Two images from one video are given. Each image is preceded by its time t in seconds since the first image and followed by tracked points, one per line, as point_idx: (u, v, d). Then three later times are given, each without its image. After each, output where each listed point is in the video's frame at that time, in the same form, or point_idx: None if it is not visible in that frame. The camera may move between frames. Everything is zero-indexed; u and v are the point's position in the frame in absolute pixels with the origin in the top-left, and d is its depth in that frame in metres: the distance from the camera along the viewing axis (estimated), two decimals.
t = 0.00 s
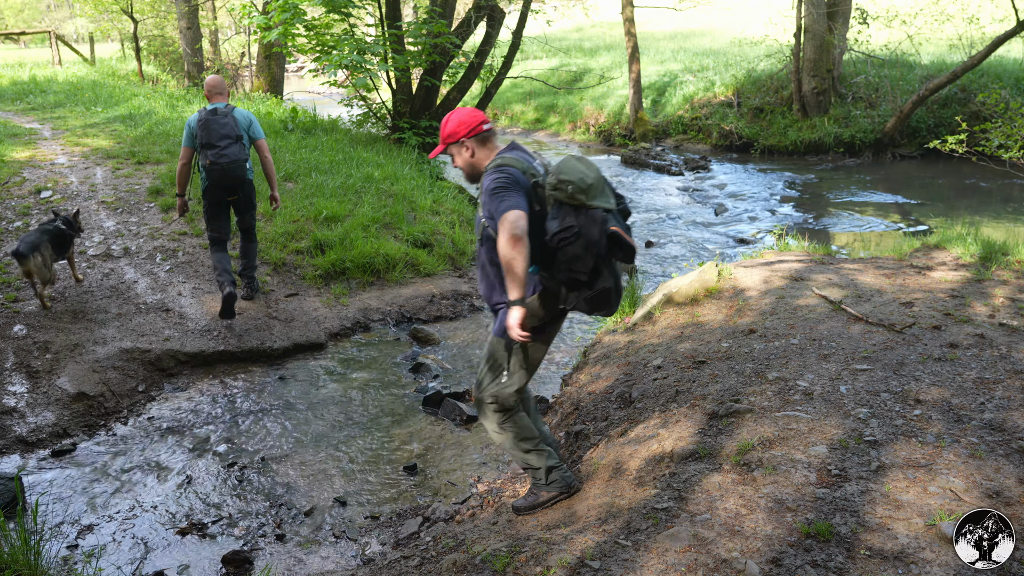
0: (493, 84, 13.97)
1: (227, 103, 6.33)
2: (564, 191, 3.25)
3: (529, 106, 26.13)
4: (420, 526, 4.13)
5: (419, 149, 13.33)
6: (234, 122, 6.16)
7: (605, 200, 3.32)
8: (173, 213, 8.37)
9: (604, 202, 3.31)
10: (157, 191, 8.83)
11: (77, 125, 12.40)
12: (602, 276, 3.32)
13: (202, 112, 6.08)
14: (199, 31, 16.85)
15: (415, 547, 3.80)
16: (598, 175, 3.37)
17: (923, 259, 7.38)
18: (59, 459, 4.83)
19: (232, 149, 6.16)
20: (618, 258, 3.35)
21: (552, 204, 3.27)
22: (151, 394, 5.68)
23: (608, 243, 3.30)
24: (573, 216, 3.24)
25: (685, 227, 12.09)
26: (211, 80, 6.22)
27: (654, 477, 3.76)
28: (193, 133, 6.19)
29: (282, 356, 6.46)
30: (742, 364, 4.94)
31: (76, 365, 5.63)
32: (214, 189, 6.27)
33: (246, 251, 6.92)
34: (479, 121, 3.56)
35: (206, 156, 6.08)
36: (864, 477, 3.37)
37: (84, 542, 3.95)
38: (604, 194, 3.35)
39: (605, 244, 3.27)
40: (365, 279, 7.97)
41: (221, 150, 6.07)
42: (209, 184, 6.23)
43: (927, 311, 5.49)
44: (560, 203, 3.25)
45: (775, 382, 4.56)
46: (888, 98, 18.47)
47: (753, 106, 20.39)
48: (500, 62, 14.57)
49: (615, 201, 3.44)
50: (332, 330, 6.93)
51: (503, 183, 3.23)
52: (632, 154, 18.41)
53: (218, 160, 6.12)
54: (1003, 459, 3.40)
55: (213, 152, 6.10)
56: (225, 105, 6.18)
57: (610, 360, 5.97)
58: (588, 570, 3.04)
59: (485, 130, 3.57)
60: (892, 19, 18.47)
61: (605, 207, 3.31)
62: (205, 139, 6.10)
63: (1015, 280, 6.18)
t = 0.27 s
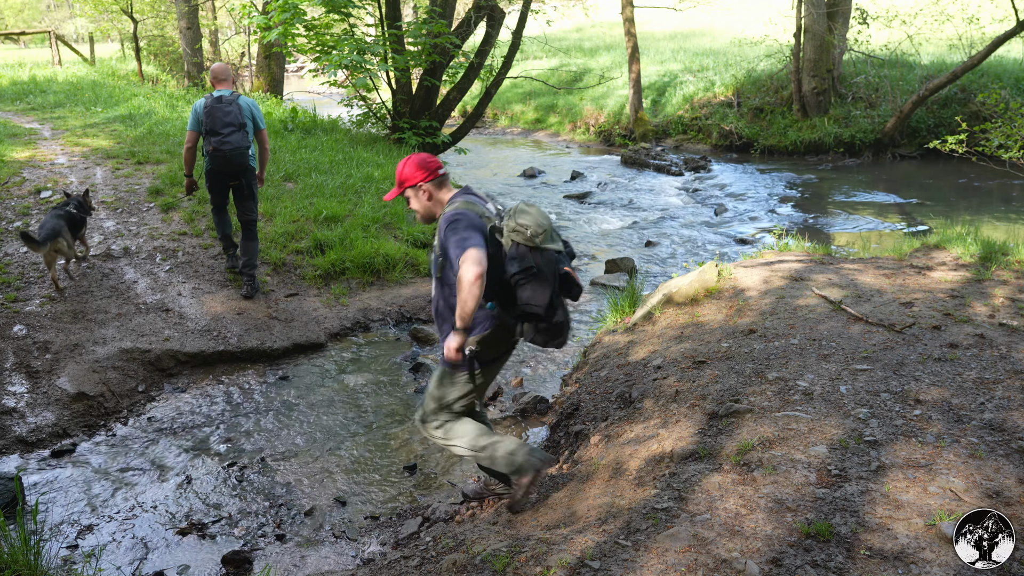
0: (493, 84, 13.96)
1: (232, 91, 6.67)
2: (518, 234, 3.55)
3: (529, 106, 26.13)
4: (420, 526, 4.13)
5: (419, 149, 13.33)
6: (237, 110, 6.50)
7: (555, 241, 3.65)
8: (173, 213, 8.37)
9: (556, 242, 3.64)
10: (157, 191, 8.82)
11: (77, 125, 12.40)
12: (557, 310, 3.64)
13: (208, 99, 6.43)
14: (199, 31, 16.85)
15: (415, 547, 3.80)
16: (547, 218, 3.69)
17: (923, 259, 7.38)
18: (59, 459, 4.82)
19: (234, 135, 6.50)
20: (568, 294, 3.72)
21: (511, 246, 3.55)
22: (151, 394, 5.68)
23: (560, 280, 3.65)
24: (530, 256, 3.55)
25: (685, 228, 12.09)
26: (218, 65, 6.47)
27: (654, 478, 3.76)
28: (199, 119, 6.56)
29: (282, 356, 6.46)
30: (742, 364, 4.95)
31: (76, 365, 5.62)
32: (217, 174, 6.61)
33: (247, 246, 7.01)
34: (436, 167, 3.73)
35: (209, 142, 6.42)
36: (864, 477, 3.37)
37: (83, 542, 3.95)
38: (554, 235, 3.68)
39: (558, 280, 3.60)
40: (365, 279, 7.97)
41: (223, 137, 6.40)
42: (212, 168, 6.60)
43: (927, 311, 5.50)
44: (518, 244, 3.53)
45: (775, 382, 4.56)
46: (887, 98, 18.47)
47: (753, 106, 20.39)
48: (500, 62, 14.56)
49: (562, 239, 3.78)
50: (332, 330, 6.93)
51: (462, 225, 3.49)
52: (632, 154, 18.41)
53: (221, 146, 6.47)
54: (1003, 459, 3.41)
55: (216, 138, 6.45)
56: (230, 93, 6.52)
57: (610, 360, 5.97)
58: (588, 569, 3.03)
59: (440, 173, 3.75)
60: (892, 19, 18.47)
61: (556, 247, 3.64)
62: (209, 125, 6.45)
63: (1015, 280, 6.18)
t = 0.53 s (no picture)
0: (493, 84, 13.96)
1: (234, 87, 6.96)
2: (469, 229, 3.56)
3: (529, 106, 26.14)
4: (420, 526, 4.13)
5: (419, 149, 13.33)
6: (235, 103, 6.77)
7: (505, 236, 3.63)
8: (173, 213, 8.37)
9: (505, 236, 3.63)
10: (157, 191, 8.83)
11: (77, 125, 12.40)
12: (508, 302, 3.58)
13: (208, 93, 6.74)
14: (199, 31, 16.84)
15: (415, 547, 3.80)
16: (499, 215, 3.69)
17: (923, 259, 7.38)
18: (59, 460, 4.82)
19: (233, 127, 6.75)
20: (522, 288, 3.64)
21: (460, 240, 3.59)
22: (150, 394, 5.68)
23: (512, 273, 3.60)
24: (481, 249, 3.55)
25: (685, 228, 12.10)
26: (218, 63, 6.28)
27: (654, 478, 3.76)
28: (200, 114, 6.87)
29: (282, 356, 6.47)
30: (742, 365, 4.95)
31: (76, 366, 5.62)
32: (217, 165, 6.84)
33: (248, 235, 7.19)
34: (386, 172, 3.75)
35: (207, 132, 6.67)
36: (864, 477, 3.37)
37: (83, 542, 3.95)
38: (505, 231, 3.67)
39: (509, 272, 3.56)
40: (365, 279, 7.97)
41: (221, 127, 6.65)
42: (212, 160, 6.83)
43: (927, 312, 5.49)
44: (469, 239, 3.55)
45: (775, 382, 4.56)
46: (887, 98, 18.47)
47: (753, 106, 20.40)
48: (500, 62, 14.55)
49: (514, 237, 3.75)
50: (332, 330, 6.93)
51: (414, 229, 3.50)
52: (632, 154, 18.42)
53: (219, 137, 6.70)
54: (1003, 459, 3.41)
55: (214, 129, 6.71)
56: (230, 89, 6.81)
57: (610, 360, 5.97)
58: (588, 570, 3.03)
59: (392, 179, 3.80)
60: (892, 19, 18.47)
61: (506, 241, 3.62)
62: (208, 118, 6.73)
63: (1014, 280, 6.18)
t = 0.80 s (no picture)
0: (493, 84, 13.96)
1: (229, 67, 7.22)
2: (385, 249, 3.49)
3: (529, 106, 26.15)
4: (420, 526, 4.13)
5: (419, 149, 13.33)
6: (233, 81, 7.02)
7: (424, 257, 3.55)
8: (173, 213, 8.36)
9: (424, 257, 3.55)
10: (157, 191, 8.83)
11: (77, 125, 12.40)
12: (419, 324, 3.60)
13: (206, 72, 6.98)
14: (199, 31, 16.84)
15: (415, 546, 3.80)
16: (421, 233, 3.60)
17: (923, 259, 7.39)
18: (59, 460, 4.82)
19: (232, 103, 6.99)
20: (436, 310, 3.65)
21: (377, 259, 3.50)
22: (150, 395, 5.68)
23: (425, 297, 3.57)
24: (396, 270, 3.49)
25: (685, 228, 12.11)
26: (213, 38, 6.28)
27: (654, 478, 3.76)
28: (199, 94, 7.10)
29: (282, 356, 6.47)
30: (742, 365, 4.95)
31: (76, 366, 5.62)
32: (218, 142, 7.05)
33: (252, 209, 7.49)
34: (319, 178, 3.82)
35: (208, 110, 6.90)
36: (864, 477, 3.37)
37: (83, 542, 3.95)
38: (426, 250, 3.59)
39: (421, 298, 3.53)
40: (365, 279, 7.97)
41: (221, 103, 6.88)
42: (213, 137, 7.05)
43: (927, 312, 5.50)
44: (385, 259, 3.46)
45: (775, 382, 4.56)
46: (887, 98, 18.47)
47: (753, 106, 20.40)
48: (499, 62, 14.54)
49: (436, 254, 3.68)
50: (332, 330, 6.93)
51: (333, 242, 3.47)
52: (632, 154, 18.42)
53: (219, 114, 6.94)
54: (1003, 459, 3.41)
55: (214, 107, 6.94)
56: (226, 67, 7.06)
57: (610, 360, 5.97)
58: (588, 570, 3.03)
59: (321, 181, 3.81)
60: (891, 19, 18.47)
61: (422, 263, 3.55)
62: (208, 96, 6.97)
63: (1014, 280, 6.19)
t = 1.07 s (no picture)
0: (493, 84, 13.96)
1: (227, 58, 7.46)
2: (309, 244, 3.59)
3: (529, 106, 26.15)
4: (420, 526, 4.13)
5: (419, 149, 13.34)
6: (233, 70, 7.28)
7: (348, 252, 3.63)
8: (173, 213, 8.36)
9: (349, 252, 3.62)
10: (157, 191, 8.83)
11: (77, 125, 12.41)
12: (338, 319, 3.68)
13: (207, 63, 7.23)
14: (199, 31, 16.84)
15: (415, 547, 3.80)
16: (347, 228, 3.66)
17: (923, 259, 7.39)
18: (59, 460, 4.82)
19: (234, 92, 7.27)
20: (360, 305, 3.69)
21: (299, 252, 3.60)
22: (150, 395, 5.68)
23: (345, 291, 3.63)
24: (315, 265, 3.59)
25: (685, 228, 12.10)
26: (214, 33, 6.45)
27: (654, 478, 3.76)
28: (200, 84, 7.33)
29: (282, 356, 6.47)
30: (742, 365, 4.95)
31: (76, 366, 5.62)
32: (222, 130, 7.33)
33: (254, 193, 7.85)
34: (257, 170, 3.91)
35: (212, 99, 7.16)
36: (864, 477, 3.37)
37: (83, 542, 3.95)
38: (353, 245, 3.66)
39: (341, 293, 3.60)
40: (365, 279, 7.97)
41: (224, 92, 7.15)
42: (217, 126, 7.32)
43: (927, 311, 5.50)
44: (308, 251, 3.58)
45: (775, 382, 4.56)
46: (887, 98, 18.47)
47: (753, 106, 20.41)
48: (499, 62, 14.54)
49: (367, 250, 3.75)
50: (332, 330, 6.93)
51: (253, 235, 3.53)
52: (632, 154, 18.43)
53: (223, 103, 7.20)
54: (1003, 459, 3.41)
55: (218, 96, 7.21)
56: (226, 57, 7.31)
57: (610, 360, 5.97)
58: (587, 570, 3.03)
59: (263, 176, 3.94)
60: (891, 19, 18.46)
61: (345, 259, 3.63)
62: (211, 86, 7.21)
63: (1014, 280, 6.19)
